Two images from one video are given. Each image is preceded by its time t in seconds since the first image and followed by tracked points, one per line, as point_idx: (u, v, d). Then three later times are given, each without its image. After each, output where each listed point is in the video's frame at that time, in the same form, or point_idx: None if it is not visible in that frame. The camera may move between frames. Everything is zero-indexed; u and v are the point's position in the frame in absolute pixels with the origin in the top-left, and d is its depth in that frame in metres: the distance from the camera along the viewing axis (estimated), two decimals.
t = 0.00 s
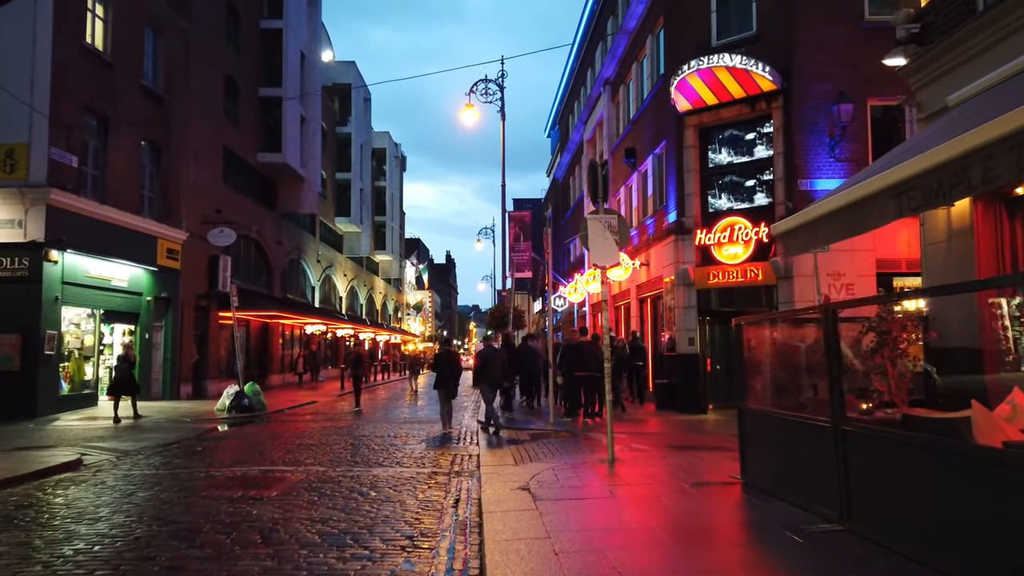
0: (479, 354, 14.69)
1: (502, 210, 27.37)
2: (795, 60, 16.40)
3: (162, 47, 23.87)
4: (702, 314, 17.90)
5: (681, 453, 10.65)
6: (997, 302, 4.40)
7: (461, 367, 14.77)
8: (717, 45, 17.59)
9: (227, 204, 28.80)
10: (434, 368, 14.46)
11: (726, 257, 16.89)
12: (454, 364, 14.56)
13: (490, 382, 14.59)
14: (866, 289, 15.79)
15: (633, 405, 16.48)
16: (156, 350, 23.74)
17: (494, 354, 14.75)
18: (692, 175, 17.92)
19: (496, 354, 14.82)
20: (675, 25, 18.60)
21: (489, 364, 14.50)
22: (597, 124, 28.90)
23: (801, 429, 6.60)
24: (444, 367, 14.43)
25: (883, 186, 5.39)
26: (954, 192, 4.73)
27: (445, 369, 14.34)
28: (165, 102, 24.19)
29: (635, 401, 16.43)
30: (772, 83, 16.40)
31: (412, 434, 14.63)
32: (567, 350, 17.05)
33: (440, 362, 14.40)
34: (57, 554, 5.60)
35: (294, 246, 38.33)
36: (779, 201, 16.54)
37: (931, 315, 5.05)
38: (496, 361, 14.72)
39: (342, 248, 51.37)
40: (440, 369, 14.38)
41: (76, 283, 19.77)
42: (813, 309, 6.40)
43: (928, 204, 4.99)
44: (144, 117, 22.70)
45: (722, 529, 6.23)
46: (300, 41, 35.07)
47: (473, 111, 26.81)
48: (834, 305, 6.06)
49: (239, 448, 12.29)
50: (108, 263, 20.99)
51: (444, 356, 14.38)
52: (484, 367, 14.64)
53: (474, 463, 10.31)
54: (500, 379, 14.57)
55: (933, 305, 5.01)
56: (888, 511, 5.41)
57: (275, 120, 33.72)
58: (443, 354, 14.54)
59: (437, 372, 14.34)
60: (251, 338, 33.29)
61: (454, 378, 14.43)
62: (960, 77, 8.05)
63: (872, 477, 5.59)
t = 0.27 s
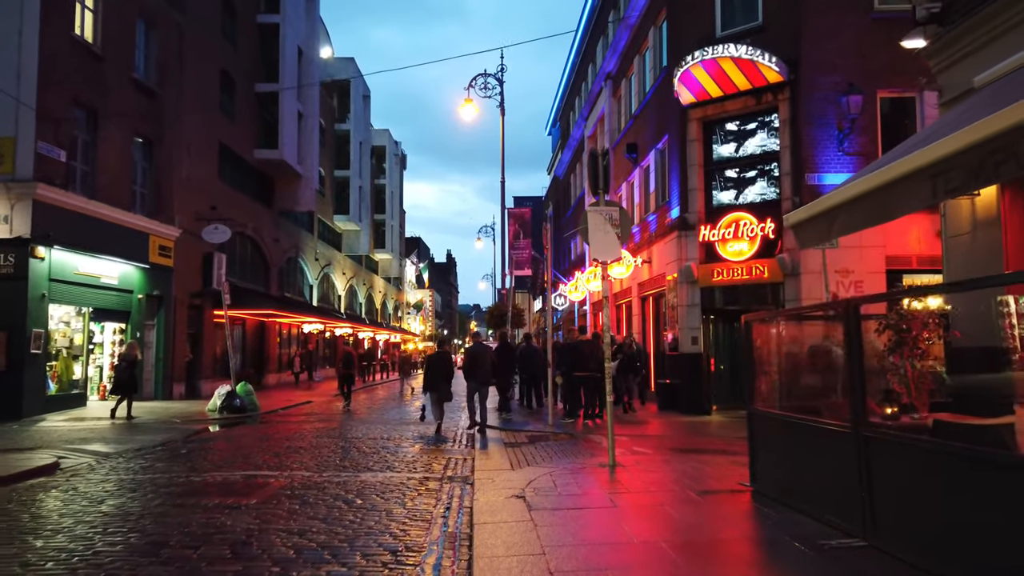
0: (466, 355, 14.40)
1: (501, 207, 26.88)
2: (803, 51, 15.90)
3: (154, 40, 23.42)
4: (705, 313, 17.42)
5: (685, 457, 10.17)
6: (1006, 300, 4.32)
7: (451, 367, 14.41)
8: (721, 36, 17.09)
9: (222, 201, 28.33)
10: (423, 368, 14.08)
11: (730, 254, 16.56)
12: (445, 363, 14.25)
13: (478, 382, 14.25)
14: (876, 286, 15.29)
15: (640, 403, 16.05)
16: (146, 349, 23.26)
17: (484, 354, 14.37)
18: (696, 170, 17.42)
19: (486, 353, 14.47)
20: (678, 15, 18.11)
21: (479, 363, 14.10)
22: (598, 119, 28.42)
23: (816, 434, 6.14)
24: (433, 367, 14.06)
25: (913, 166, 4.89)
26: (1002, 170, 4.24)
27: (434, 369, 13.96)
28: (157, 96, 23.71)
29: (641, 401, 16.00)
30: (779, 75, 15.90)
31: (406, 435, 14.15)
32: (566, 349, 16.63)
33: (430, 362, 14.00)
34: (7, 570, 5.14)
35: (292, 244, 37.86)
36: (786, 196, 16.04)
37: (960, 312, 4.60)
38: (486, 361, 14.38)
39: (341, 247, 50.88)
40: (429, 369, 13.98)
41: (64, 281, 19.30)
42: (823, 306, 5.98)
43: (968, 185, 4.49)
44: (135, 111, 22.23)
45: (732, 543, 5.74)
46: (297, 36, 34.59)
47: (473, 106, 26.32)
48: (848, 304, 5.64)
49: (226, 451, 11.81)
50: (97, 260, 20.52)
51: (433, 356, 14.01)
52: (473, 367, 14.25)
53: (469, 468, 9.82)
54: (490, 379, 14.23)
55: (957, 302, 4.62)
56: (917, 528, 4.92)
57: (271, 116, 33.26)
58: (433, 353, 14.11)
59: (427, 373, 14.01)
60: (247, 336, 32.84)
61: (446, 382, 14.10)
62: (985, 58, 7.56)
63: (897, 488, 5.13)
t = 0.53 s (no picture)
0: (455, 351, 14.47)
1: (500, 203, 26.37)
2: (810, 38, 15.39)
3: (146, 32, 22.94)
4: (709, 310, 16.93)
5: (690, 460, 9.68)
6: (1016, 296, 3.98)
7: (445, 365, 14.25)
8: (726, 24, 16.58)
9: (217, 197, 27.84)
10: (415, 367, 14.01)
11: (735, 249, 16.14)
12: (437, 362, 14.10)
13: (466, 383, 13.94)
14: (886, 282, 14.79)
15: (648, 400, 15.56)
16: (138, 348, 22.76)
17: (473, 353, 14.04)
18: (700, 163, 16.92)
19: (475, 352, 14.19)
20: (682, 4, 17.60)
21: (466, 363, 13.81)
22: (599, 113, 27.92)
23: (832, 437, 5.69)
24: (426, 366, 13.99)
25: (952, 139, 4.43)
26: None
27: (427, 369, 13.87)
28: (149, 89, 23.22)
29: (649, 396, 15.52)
30: (785, 63, 15.39)
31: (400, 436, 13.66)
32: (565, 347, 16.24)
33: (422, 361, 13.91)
34: None
35: (289, 242, 37.39)
36: (793, 189, 15.53)
37: (995, 304, 4.14)
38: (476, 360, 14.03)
39: (339, 245, 50.39)
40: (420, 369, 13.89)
41: (52, 277, 18.82)
42: (835, 299, 5.60)
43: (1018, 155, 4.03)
44: (125, 104, 21.76)
45: (746, 556, 5.25)
46: (294, 31, 34.11)
47: (471, 100, 25.81)
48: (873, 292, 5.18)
49: (210, 453, 11.32)
50: (86, 256, 20.05)
51: (424, 355, 13.87)
52: (461, 367, 13.96)
53: (463, 472, 9.32)
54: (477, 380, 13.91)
55: (977, 296, 4.25)
56: (954, 542, 4.42)
57: (267, 112, 32.76)
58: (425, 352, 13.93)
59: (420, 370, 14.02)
60: (242, 335, 32.35)
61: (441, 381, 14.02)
62: (1012, 35, 7.09)
63: (924, 496, 4.68)
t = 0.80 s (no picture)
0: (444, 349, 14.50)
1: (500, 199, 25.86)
2: (820, 26, 14.89)
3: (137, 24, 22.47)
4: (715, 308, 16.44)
5: (699, 464, 9.19)
6: None
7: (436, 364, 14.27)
8: (732, 13, 16.08)
9: (211, 193, 27.36)
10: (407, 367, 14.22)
11: (741, 245, 15.56)
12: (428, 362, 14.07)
13: (453, 380, 13.70)
14: (898, 278, 14.29)
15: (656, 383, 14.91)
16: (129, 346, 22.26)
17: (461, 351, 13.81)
18: (705, 156, 16.41)
19: (463, 350, 14.00)
20: None
21: (453, 361, 13.52)
22: (601, 108, 27.42)
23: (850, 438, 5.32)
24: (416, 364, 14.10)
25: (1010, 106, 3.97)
26: None
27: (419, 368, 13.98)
28: (140, 82, 22.73)
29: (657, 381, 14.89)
30: (794, 52, 14.89)
31: (395, 437, 13.17)
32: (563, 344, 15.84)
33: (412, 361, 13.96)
34: None
35: (286, 239, 36.91)
36: (802, 182, 15.03)
37: None
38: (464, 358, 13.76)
39: (338, 243, 49.91)
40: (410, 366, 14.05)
41: (39, 273, 18.35)
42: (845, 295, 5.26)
43: None
44: (116, 96, 21.29)
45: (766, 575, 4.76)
46: (291, 25, 33.63)
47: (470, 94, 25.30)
48: (905, 284, 4.71)
49: (196, 456, 10.83)
50: (74, 252, 19.59)
51: (414, 355, 13.96)
52: (450, 364, 13.72)
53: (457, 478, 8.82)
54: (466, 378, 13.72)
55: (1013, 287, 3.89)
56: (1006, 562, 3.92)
57: (264, 107, 32.29)
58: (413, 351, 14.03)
59: (411, 372, 14.10)
60: (239, 333, 31.87)
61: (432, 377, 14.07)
62: None
63: (968, 509, 4.19)
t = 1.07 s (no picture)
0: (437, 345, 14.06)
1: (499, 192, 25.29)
2: (831, 11, 14.33)
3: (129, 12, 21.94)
4: (721, 303, 15.90)
5: (707, 468, 8.68)
6: None
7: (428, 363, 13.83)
8: None
9: (206, 187, 26.83)
10: (398, 364, 13.80)
11: (749, 238, 15.04)
12: (421, 359, 13.68)
13: (445, 379, 13.19)
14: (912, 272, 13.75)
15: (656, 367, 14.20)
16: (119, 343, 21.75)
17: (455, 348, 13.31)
18: (711, 147, 15.88)
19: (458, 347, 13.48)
20: None
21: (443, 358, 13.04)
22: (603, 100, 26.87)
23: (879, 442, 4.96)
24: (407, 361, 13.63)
25: None
26: None
27: (410, 364, 13.53)
28: (132, 72, 22.20)
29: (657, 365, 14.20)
30: (804, 38, 14.34)
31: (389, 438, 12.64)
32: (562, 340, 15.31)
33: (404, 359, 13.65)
34: None
35: (283, 235, 36.37)
36: (812, 173, 14.50)
37: None
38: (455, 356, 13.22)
39: (336, 239, 49.33)
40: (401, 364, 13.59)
41: (24, 268, 17.84)
42: (858, 289, 5.14)
43: None
44: (106, 87, 20.77)
45: None
46: (288, 16, 33.08)
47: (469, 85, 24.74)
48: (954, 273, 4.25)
49: (178, 458, 10.29)
50: (61, 246, 19.09)
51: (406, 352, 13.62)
52: (442, 361, 13.26)
53: (450, 484, 8.30)
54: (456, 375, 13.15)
55: None
56: None
57: (260, 100, 31.75)
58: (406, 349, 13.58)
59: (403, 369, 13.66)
60: (234, 330, 31.33)
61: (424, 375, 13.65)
62: None
63: None
